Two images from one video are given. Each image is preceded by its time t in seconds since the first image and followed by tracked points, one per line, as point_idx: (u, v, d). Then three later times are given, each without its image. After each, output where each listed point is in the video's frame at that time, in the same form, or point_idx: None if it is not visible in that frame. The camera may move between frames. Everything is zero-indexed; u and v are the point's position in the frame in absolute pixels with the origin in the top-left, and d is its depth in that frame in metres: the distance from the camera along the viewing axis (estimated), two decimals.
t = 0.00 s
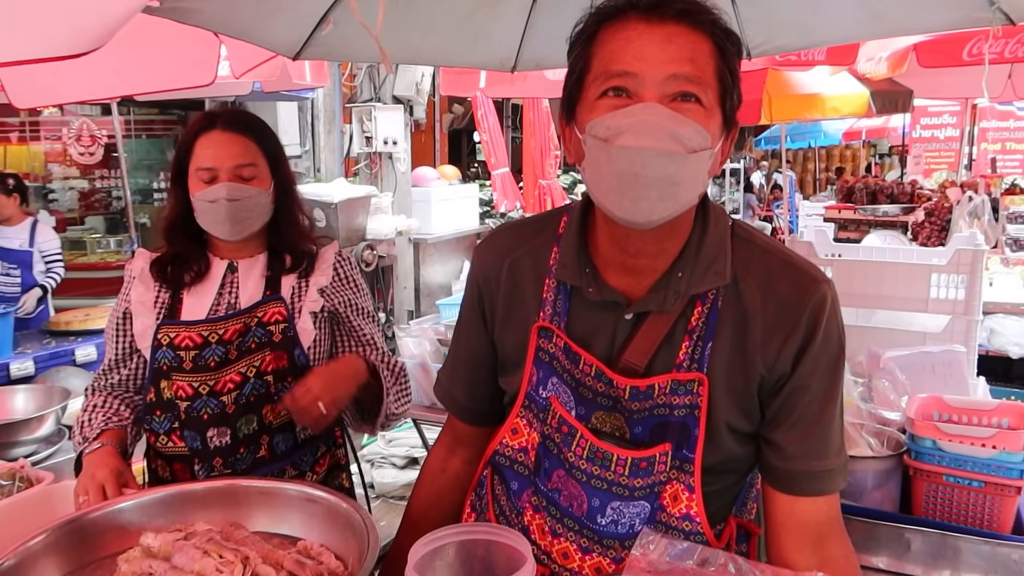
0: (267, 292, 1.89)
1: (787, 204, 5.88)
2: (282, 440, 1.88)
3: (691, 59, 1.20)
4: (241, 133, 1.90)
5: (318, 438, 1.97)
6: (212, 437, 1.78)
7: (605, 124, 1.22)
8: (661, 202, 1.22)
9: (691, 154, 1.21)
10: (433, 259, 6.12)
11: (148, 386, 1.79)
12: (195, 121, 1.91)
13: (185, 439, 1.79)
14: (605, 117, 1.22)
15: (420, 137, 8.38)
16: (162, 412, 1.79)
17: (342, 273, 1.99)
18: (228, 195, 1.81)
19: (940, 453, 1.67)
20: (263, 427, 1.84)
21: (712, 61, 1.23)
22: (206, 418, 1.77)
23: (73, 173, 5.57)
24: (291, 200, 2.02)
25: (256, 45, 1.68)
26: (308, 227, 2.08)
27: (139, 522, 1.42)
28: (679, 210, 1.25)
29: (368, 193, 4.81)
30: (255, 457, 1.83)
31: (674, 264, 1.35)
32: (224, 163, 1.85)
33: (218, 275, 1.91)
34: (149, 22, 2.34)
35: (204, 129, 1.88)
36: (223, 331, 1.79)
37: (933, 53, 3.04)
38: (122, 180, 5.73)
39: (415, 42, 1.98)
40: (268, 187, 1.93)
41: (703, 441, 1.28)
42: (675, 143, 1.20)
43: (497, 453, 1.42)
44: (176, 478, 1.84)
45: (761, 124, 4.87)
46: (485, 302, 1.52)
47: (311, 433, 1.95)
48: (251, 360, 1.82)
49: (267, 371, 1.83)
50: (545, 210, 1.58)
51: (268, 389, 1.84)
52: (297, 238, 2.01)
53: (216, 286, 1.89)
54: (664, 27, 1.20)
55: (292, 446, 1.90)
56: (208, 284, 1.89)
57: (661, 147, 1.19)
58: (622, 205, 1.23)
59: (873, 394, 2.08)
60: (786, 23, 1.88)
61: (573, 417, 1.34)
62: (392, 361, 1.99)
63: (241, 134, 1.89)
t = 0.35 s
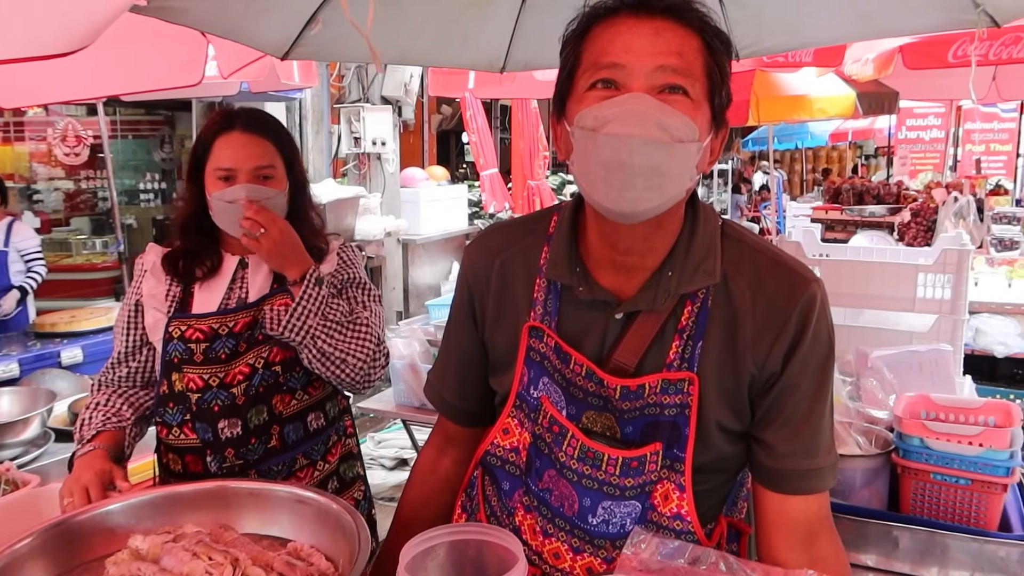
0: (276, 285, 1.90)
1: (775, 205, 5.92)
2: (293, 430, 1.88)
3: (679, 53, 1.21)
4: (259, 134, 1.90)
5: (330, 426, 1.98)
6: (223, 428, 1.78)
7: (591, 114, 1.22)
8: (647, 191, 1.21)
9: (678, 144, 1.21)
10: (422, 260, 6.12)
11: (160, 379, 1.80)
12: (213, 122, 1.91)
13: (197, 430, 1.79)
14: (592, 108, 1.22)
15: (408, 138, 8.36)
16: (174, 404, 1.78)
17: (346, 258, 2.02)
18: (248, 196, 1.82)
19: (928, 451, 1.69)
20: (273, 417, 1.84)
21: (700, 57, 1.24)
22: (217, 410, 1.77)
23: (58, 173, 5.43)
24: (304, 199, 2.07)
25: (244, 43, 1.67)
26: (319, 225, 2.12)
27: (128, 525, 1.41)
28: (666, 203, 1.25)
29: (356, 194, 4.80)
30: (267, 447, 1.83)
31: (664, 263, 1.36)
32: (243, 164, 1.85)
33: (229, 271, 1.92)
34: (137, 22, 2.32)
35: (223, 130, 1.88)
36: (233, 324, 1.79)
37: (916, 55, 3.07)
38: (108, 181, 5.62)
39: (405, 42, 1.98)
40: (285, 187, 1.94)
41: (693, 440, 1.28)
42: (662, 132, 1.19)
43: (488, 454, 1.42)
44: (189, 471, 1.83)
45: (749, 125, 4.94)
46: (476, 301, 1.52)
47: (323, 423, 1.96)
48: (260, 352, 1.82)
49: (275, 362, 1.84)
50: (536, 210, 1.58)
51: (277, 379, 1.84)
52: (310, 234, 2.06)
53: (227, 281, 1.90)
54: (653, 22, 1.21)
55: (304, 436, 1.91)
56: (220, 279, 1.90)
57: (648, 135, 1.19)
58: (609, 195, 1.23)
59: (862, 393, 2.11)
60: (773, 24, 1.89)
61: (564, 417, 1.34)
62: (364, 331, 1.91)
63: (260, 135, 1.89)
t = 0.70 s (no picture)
0: (284, 284, 1.91)
1: (766, 206, 5.94)
2: (299, 427, 1.90)
3: (668, 64, 1.21)
4: (272, 137, 1.89)
5: (335, 424, 2.00)
6: (230, 426, 1.81)
7: (581, 128, 1.22)
8: (636, 204, 1.23)
9: (667, 158, 1.21)
10: (413, 261, 6.11)
11: (171, 376, 1.84)
12: (226, 124, 1.90)
13: (205, 427, 1.83)
14: (581, 121, 1.22)
15: (399, 139, 8.34)
16: (184, 401, 1.83)
17: (353, 257, 2.05)
18: (262, 199, 1.82)
19: (919, 450, 1.69)
20: (279, 415, 1.86)
21: (690, 63, 1.24)
22: (224, 408, 1.80)
23: (46, 174, 5.38)
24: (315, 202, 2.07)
25: (234, 44, 1.66)
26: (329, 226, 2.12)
27: (118, 528, 1.39)
28: (656, 212, 1.26)
29: (348, 195, 4.78)
30: (273, 444, 1.86)
31: (656, 264, 1.35)
32: (257, 168, 1.84)
33: (240, 270, 1.92)
34: (126, 22, 2.30)
35: (236, 133, 1.88)
36: (241, 323, 1.81)
37: (905, 56, 3.10)
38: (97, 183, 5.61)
39: (396, 43, 1.97)
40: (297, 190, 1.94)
41: (686, 440, 1.28)
42: (652, 147, 1.20)
43: (481, 454, 1.41)
44: (197, 468, 1.86)
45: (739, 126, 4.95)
46: (469, 301, 1.52)
47: (329, 421, 1.97)
48: (267, 350, 1.84)
49: (282, 361, 1.85)
50: (530, 212, 1.58)
51: (283, 377, 1.85)
52: (321, 235, 2.06)
53: (237, 281, 1.91)
54: (643, 31, 1.21)
55: (310, 433, 1.93)
56: (230, 279, 1.91)
57: (636, 152, 1.19)
58: (599, 208, 1.24)
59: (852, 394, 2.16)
60: (763, 26, 1.90)
61: (557, 417, 1.34)
62: (366, 325, 1.92)
63: (274, 139, 1.89)
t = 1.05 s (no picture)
0: (296, 283, 1.92)
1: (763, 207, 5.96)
2: (309, 425, 1.91)
3: (664, 76, 1.21)
4: (287, 143, 1.90)
5: (344, 422, 2.00)
6: (242, 423, 1.82)
7: (580, 142, 1.23)
8: (635, 217, 1.24)
9: (665, 172, 1.21)
10: (411, 262, 6.11)
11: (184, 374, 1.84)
12: (241, 130, 1.91)
13: (216, 424, 1.83)
14: (579, 135, 1.23)
15: (396, 140, 8.34)
16: (196, 398, 1.83)
17: (363, 257, 2.06)
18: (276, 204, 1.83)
19: (916, 450, 1.71)
20: (290, 413, 1.87)
21: (686, 71, 1.24)
22: (235, 405, 1.81)
23: (43, 176, 5.34)
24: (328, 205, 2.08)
25: (232, 46, 1.66)
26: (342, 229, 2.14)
27: (118, 530, 1.39)
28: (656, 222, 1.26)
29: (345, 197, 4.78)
30: (283, 442, 1.87)
31: (655, 264, 1.36)
32: (272, 173, 1.86)
33: (252, 269, 1.93)
34: (124, 23, 2.30)
35: (252, 138, 1.88)
36: (253, 321, 1.81)
37: (901, 58, 3.11)
38: (94, 184, 5.58)
39: (395, 44, 1.97)
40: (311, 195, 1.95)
41: (686, 439, 1.28)
42: (650, 162, 1.20)
43: (482, 454, 1.41)
44: (209, 464, 1.87)
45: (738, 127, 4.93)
46: (470, 302, 1.52)
47: (338, 418, 1.98)
48: (277, 348, 1.85)
49: (293, 358, 1.86)
50: (532, 212, 1.58)
51: (294, 375, 1.86)
52: (333, 235, 2.07)
53: (250, 280, 1.92)
54: (637, 41, 1.21)
55: (319, 431, 1.94)
56: (243, 278, 1.92)
57: (634, 167, 1.19)
58: (598, 219, 1.26)
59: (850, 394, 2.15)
60: (761, 27, 1.90)
61: (558, 417, 1.34)
62: (375, 323, 1.92)
63: (289, 144, 1.90)
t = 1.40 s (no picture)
0: (301, 283, 1.91)
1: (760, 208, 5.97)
2: (314, 424, 1.91)
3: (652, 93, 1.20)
4: (295, 149, 1.90)
5: (349, 422, 2.00)
6: (247, 421, 1.81)
7: (565, 223, 1.17)
8: (628, 275, 1.24)
9: (654, 247, 1.17)
10: (408, 263, 6.11)
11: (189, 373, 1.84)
12: (247, 133, 1.91)
13: (221, 423, 1.82)
14: (562, 217, 1.17)
15: (394, 141, 8.34)
16: (201, 397, 1.82)
17: (367, 257, 2.07)
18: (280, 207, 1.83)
19: (913, 450, 1.71)
20: (295, 412, 1.87)
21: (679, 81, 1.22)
22: (241, 404, 1.81)
23: (40, 177, 5.31)
24: (333, 207, 2.08)
25: (230, 47, 1.65)
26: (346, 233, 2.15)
27: (117, 530, 1.39)
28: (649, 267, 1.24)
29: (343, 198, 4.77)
30: (288, 441, 1.87)
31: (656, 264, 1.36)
32: (278, 179, 1.85)
33: (258, 271, 1.92)
34: (123, 24, 2.29)
35: (259, 142, 1.88)
36: (259, 321, 1.82)
37: (898, 59, 3.12)
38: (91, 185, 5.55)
39: (392, 46, 1.96)
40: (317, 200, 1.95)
41: (688, 437, 1.29)
42: (638, 243, 1.16)
43: (484, 453, 1.41)
44: (213, 463, 1.86)
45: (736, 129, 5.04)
46: (472, 303, 1.52)
47: (343, 418, 1.98)
48: (283, 348, 1.85)
49: (299, 358, 1.86)
50: (533, 212, 1.58)
51: (299, 374, 1.86)
52: (338, 236, 2.08)
53: (255, 283, 1.90)
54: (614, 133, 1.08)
55: (324, 430, 1.94)
56: (248, 280, 1.90)
57: (622, 252, 1.17)
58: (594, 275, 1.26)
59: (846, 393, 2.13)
60: (758, 28, 1.90)
61: (561, 416, 1.35)
62: (379, 322, 1.92)
63: (295, 150, 1.89)
